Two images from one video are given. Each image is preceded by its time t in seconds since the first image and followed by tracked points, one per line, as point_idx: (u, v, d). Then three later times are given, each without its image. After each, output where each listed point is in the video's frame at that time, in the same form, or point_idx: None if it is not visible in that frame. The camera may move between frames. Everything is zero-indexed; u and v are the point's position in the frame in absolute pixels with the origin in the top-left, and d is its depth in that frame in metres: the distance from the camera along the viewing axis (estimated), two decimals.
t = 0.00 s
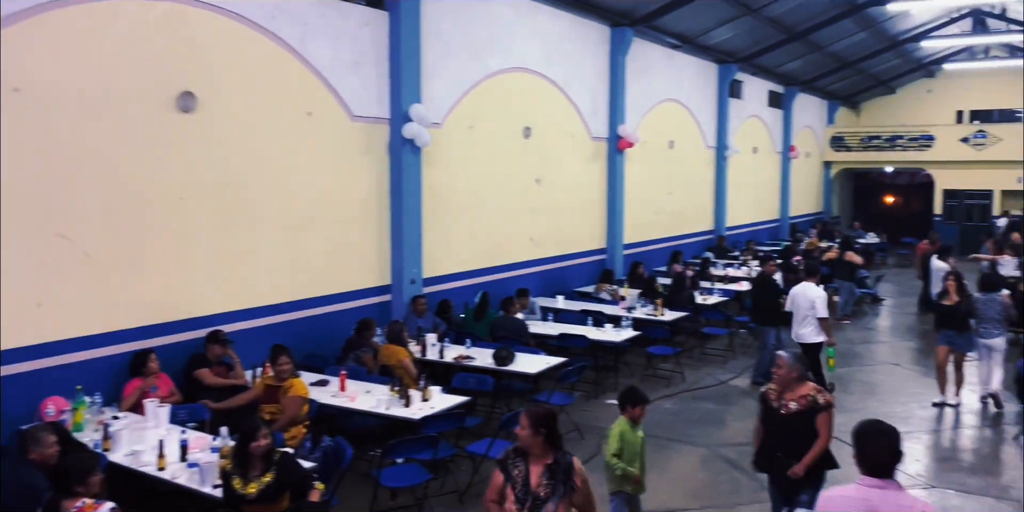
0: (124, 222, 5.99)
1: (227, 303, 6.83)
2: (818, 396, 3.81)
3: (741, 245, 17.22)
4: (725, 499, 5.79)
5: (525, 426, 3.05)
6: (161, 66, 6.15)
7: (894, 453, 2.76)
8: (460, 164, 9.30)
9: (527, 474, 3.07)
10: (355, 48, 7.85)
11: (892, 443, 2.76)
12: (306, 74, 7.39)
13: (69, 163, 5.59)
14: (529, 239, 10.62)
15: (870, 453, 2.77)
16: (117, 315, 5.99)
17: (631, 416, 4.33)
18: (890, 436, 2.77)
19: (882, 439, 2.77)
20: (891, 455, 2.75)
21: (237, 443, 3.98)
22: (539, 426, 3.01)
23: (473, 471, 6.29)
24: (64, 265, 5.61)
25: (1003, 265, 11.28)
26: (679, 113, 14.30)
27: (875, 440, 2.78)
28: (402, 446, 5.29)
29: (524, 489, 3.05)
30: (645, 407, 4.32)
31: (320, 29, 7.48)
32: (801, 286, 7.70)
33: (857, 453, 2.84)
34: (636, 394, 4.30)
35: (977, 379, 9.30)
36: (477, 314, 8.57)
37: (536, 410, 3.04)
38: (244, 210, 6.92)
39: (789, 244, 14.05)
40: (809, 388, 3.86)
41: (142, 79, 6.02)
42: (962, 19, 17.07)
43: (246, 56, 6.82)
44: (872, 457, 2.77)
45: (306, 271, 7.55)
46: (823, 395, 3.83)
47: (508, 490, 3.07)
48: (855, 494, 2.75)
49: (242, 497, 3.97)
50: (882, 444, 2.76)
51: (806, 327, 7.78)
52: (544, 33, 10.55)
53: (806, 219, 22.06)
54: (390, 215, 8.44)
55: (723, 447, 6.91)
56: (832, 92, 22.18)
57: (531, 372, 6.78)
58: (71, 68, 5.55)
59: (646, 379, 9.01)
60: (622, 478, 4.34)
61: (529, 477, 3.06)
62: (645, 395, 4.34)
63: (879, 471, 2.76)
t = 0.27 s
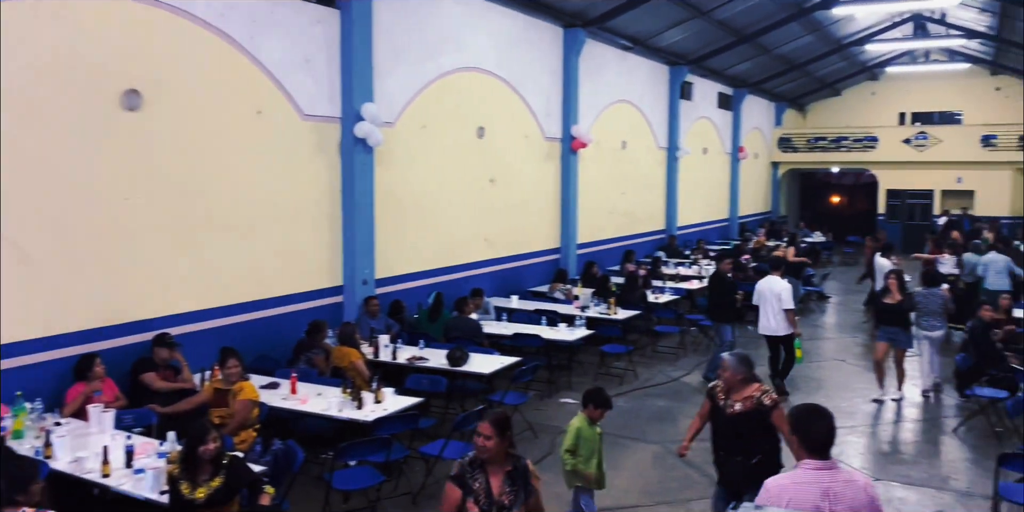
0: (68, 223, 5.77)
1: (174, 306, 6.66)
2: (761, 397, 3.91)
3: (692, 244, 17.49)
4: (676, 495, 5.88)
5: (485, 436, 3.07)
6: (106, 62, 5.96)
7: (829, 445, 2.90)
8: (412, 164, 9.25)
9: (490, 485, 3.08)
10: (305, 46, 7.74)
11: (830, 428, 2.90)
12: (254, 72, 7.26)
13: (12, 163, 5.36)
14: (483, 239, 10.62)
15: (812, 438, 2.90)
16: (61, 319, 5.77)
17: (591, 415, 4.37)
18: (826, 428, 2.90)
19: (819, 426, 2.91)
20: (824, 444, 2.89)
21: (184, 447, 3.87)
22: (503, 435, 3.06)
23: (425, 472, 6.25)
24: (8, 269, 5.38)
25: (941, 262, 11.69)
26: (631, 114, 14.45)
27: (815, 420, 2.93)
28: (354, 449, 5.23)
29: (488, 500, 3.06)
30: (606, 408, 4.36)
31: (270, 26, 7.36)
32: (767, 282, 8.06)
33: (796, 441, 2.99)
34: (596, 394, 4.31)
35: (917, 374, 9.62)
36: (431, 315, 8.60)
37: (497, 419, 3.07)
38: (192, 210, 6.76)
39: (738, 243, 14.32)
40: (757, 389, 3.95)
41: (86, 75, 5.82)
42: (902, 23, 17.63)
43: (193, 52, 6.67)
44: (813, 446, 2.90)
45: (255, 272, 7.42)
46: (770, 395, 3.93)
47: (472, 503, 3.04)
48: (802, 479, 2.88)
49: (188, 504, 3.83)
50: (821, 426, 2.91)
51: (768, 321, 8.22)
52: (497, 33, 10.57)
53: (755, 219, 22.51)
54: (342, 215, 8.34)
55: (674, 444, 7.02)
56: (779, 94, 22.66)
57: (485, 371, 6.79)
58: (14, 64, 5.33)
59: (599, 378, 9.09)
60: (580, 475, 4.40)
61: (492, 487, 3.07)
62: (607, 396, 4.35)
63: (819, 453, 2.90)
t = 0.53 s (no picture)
0: (11, 225, 5.60)
1: (125, 309, 6.51)
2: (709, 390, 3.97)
3: (650, 244, 17.68)
4: (634, 492, 5.95)
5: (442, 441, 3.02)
6: (52, 60, 5.79)
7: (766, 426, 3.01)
8: (370, 164, 9.18)
9: (450, 491, 3.03)
10: (260, 44, 7.62)
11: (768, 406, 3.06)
12: (208, 70, 7.13)
13: None
14: (442, 239, 10.59)
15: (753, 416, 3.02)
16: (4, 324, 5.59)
17: (565, 417, 4.49)
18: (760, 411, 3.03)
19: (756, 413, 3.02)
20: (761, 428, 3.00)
21: (139, 452, 3.79)
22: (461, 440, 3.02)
23: (383, 475, 6.20)
24: None
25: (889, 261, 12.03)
26: (590, 115, 14.56)
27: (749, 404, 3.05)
28: (311, 452, 5.17)
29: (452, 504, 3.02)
30: (581, 412, 4.47)
31: (224, 23, 7.24)
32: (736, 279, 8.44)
33: (743, 432, 3.05)
34: (572, 397, 4.45)
35: (866, 369, 9.87)
36: (389, 316, 8.49)
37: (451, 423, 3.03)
38: (143, 211, 6.61)
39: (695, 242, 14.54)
40: (704, 384, 4.00)
41: (32, 73, 5.65)
42: (853, 27, 18.07)
43: (144, 50, 6.52)
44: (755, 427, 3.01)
45: (210, 274, 7.29)
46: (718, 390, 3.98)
47: None
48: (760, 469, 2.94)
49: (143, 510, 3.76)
50: (756, 407, 3.04)
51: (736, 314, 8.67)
52: (455, 33, 10.54)
53: (711, 218, 22.85)
54: (298, 215, 8.25)
55: (632, 442, 7.08)
56: (734, 95, 23.04)
57: (444, 373, 6.78)
58: None
59: (558, 377, 9.14)
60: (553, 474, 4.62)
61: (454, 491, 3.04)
62: (583, 398, 4.49)
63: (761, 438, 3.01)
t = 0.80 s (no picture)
0: None
1: (85, 313, 6.37)
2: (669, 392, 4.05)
3: (616, 244, 17.80)
4: (602, 490, 5.99)
5: (413, 442, 3.14)
6: (8, 58, 5.64)
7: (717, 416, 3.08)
8: (336, 164, 9.11)
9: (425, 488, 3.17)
10: (224, 42, 7.52)
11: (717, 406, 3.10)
12: (170, 68, 7.01)
13: None
14: (409, 240, 10.55)
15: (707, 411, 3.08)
16: None
17: (548, 418, 4.49)
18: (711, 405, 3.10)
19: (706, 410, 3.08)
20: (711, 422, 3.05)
21: (102, 456, 3.73)
22: (430, 438, 3.16)
23: (350, 477, 6.15)
24: None
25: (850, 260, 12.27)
26: (557, 115, 14.61)
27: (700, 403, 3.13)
28: (277, 454, 5.11)
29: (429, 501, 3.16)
30: (565, 415, 4.48)
31: (187, 22, 7.13)
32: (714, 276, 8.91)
33: (692, 426, 3.10)
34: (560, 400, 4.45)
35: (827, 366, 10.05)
36: (356, 317, 8.44)
37: (419, 424, 3.15)
38: (103, 212, 6.47)
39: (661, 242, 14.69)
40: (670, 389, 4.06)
41: None
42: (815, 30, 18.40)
43: (103, 49, 6.37)
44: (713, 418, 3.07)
45: (173, 276, 7.17)
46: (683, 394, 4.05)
47: None
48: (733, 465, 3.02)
49: None
50: (704, 405, 3.10)
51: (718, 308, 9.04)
52: (422, 32, 10.50)
53: (677, 218, 23.09)
54: (263, 216, 8.15)
55: (600, 441, 7.12)
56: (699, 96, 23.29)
57: (412, 373, 6.74)
58: None
59: (526, 377, 9.15)
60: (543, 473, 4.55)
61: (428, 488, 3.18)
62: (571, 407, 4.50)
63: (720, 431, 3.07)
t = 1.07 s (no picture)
0: None
1: (42, 316, 6.22)
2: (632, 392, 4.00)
3: (583, 244, 17.90)
4: (570, 489, 6.02)
5: (390, 445, 3.05)
6: None
7: (674, 417, 2.97)
8: (300, 163, 9.03)
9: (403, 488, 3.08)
10: (186, 40, 7.40)
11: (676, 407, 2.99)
12: (131, 67, 6.88)
13: None
14: (374, 240, 10.50)
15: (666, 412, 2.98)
16: None
17: (519, 411, 4.51)
18: (670, 404, 3.00)
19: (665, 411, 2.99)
20: (670, 422, 2.97)
21: (64, 460, 3.65)
22: (404, 437, 3.09)
23: (315, 480, 6.08)
24: None
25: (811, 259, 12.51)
26: (523, 115, 14.64)
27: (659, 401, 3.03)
28: (242, 457, 5.06)
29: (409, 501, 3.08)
30: (534, 405, 4.51)
31: (147, 19, 7.01)
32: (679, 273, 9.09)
33: (654, 430, 3.02)
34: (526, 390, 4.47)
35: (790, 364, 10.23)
36: (321, 318, 8.38)
37: (395, 425, 3.08)
38: (62, 213, 6.33)
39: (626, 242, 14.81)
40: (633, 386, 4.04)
41: None
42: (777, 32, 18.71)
43: (61, 46, 6.22)
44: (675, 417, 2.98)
45: (133, 278, 7.04)
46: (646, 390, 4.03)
47: None
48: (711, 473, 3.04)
49: None
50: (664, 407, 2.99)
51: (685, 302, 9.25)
52: (387, 32, 10.46)
53: (643, 218, 23.28)
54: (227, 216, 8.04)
55: (567, 441, 7.15)
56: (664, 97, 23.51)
57: (377, 375, 6.70)
58: None
59: (493, 377, 9.16)
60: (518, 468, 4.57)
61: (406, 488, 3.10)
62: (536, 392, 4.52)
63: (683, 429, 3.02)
